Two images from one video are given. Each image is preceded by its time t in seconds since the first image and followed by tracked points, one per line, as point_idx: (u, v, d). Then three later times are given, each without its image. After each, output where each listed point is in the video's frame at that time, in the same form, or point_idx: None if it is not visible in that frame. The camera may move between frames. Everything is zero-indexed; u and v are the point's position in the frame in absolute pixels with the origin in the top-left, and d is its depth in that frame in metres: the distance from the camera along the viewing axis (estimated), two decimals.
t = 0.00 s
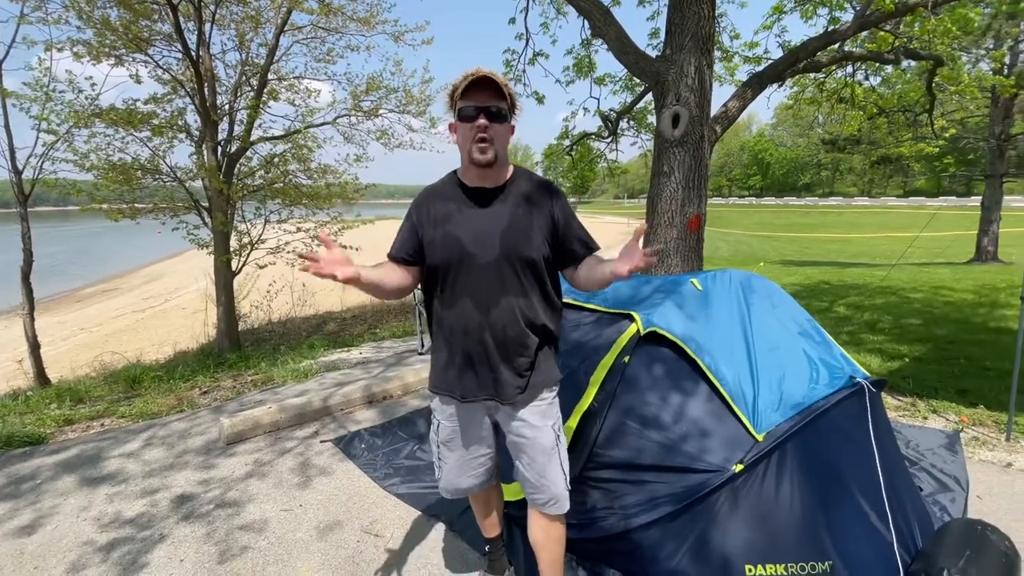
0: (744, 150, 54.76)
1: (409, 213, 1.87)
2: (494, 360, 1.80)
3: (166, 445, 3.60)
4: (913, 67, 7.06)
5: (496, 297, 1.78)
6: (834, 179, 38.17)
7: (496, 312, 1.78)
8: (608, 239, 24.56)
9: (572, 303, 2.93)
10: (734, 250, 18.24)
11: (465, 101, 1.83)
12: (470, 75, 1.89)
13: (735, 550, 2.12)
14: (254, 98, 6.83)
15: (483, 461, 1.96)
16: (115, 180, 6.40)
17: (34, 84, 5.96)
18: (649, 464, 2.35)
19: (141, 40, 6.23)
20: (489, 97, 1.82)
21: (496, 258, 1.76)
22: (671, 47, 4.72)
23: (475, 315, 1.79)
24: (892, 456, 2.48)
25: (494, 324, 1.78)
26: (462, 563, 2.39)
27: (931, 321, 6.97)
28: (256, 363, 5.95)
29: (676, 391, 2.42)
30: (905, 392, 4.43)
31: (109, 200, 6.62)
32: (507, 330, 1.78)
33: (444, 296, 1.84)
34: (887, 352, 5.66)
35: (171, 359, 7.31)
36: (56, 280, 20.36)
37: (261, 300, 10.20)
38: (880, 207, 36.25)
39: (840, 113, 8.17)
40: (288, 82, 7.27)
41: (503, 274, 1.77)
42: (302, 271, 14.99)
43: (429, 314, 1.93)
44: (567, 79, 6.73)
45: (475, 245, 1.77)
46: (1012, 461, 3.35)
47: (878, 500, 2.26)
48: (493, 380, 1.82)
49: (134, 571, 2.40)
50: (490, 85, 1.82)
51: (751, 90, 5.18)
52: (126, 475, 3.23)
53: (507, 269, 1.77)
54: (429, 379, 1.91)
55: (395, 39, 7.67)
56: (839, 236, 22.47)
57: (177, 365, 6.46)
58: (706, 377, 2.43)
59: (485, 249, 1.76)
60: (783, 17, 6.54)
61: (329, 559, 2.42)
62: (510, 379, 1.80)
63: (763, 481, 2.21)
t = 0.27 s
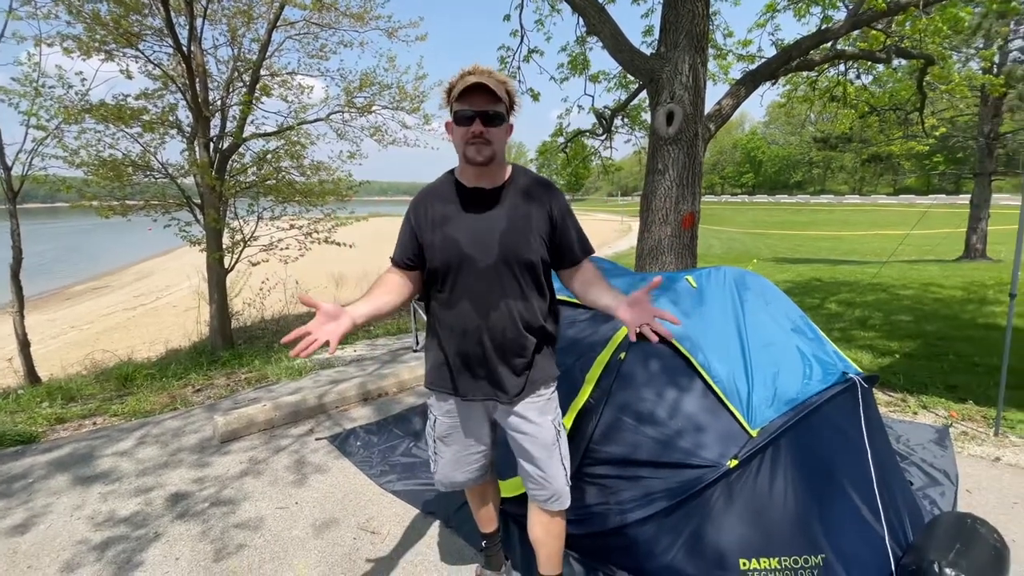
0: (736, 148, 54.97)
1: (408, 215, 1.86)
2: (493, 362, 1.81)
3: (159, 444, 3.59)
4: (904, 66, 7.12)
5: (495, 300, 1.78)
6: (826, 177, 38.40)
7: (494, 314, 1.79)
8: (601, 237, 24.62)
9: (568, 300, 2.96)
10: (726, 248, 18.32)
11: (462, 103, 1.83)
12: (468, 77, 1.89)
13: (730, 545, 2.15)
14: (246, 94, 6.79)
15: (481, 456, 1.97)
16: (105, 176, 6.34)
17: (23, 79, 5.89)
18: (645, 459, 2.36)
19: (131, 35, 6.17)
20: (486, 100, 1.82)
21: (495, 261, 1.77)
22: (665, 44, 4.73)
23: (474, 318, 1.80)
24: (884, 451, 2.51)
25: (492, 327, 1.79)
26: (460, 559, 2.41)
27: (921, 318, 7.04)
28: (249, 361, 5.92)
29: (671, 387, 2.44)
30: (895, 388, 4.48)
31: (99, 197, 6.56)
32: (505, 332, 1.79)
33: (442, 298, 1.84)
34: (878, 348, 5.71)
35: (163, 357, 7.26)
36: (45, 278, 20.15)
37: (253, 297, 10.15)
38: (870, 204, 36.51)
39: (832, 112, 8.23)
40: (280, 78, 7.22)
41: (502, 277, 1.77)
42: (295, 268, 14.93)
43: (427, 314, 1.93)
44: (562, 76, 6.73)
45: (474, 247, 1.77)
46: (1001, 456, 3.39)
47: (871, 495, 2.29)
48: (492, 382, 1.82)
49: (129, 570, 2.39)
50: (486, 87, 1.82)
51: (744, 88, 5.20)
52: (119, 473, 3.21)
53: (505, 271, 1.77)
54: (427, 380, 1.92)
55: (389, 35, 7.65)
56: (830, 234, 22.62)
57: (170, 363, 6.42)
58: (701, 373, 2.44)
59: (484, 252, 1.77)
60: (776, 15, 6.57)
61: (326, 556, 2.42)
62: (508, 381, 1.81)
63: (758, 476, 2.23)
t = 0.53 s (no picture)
0: (732, 147, 55.11)
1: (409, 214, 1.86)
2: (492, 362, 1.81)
3: (155, 442, 3.57)
4: (899, 66, 7.15)
5: (495, 299, 1.78)
6: (820, 175, 38.55)
7: (494, 314, 1.79)
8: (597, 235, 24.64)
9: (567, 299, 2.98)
10: (722, 246, 18.36)
11: (464, 103, 1.83)
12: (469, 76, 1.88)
13: (725, 542, 2.17)
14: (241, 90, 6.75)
15: (479, 455, 1.97)
16: (98, 173, 6.29)
17: (14, 74, 5.83)
18: (642, 457, 2.38)
19: (124, 30, 6.12)
20: (488, 100, 1.82)
21: (496, 261, 1.77)
22: (663, 43, 4.73)
23: (474, 317, 1.80)
24: (877, 448, 2.53)
25: (492, 326, 1.79)
26: (458, 556, 2.41)
27: (914, 316, 7.09)
28: (245, 359, 5.90)
29: (668, 385, 2.45)
30: (889, 386, 4.51)
31: (92, 193, 6.52)
32: (505, 331, 1.79)
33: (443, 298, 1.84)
34: (871, 346, 5.75)
35: (158, 355, 7.22)
36: (38, 275, 19.99)
37: (248, 295, 10.10)
38: (864, 203, 36.68)
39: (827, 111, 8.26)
40: (276, 74, 7.19)
41: (502, 276, 1.78)
42: (290, 266, 14.88)
43: (427, 313, 1.93)
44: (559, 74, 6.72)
45: (475, 246, 1.77)
46: (992, 452, 3.43)
47: (864, 492, 2.30)
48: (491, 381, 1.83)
49: (126, 568, 2.38)
50: (488, 88, 1.82)
51: (741, 87, 5.22)
52: (115, 472, 3.20)
53: (506, 270, 1.77)
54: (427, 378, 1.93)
55: (384, 32, 7.62)
56: (825, 232, 22.73)
57: (164, 361, 6.38)
58: (698, 371, 2.44)
59: (484, 251, 1.77)
60: (772, 14, 6.58)
61: (323, 554, 2.42)
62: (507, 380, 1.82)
63: (753, 474, 2.24)
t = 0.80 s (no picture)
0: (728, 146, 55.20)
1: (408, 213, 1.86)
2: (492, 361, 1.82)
3: (151, 441, 3.56)
4: (895, 66, 7.17)
5: (495, 298, 1.79)
6: (816, 175, 38.66)
7: (494, 313, 1.79)
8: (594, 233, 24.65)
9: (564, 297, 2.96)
10: (718, 245, 18.39)
11: (457, 103, 1.83)
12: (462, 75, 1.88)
13: (722, 540, 2.18)
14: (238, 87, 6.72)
15: (478, 452, 1.97)
16: (93, 170, 6.26)
17: (8, 70, 5.80)
18: (639, 455, 2.38)
19: (119, 26, 6.09)
20: (481, 97, 1.81)
21: (495, 260, 1.77)
22: (660, 42, 4.74)
23: (473, 316, 1.80)
24: (873, 446, 2.54)
25: (492, 325, 1.79)
26: (456, 554, 2.41)
27: (909, 315, 7.12)
28: (241, 357, 5.89)
29: (666, 384, 2.46)
30: (884, 384, 4.53)
31: (87, 190, 6.49)
32: (505, 330, 1.80)
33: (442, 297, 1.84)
34: (867, 345, 5.77)
35: (153, 353, 7.20)
36: (32, 273, 19.88)
37: (245, 293, 10.07)
38: (860, 203, 36.80)
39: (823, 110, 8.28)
40: (272, 71, 7.16)
41: (502, 276, 1.77)
42: (287, 264, 14.84)
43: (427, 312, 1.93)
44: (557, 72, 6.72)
45: (475, 245, 1.77)
46: (987, 450, 3.45)
47: (860, 490, 2.32)
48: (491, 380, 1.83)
49: (122, 567, 2.37)
50: (481, 85, 1.81)
51: (738, 86, 5.22)
52: (111, 470, 3.19)
53: (506, 269, 1.77)
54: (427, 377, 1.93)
55: (382, 29, 7.60)
56: (821, 231, 22.80)
57: (160, 360, 6.36)
58: (696, 370, 2.45)
59: (484, 250, 1.77)
60: (770, 14, 6.59)
61: (321, 552, 2.42)
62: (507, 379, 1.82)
63: (749, 472, 2.25)
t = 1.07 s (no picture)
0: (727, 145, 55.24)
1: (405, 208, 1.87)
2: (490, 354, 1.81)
3: (149, 439, 3.55)
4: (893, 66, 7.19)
5: (492, 291, 1.78)
6: (815, 175, 38.71)
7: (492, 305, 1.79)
8: (592, 233, 24.65)
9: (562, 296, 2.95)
10: (716, 245, 18.42)
11: (451, 103, 1.84)
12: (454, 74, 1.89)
13: (719, 538, 2.19)
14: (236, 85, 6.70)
15: (476, 451, 1.98)
16: (91, 168, 6.24)
17: (5, 67, 5.77)
18: (638, 454, 2.39)
19: (117, 23, 6.07)
20: (474, 94, 1.82)
21: (493, 252, 1.77)
22: (659, 42, 4.74)
23: (471, 308, 1.80)
24: (870, 445, 2.54)
25: (491, 318, 1.79)
26: (453, 553, 2.41)
27: (906, 315, 7.14)
28: (239, 356, 5.88)
29: (664, 382, 2.46)
30: (881, 384, 4.54)
31: (84, 188, 6.48)
32: (504, 322, 1.79)
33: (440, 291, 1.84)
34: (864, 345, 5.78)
35: (151, 352, 7.18)
36: (29, 271, 19.81)
37: (242, 292, 10.05)
38: (857, 203, 36.86)
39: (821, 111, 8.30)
40: (271, 69, 7.15)
41: (500, 268, 1.77)
42: (285, 263, 14.81)
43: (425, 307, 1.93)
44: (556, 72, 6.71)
45: (472, 239, 1.77)
46: (983, 450, 3.46)
47: (857, 489, 2.32)
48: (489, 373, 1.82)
49: (120, 565, 2.37)
50: (472, 82, 1.82)
51: (736, 86, 5.23)
52: (108, 469, 3.18)
53: (504, 262, 1.77)
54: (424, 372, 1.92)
55: (381, 28, 7.59)
56: (819, 231, 22.83)
57: (157, 358, 6.35)
58: (694, 369, 2.45)
59: (481, 242, 1.77)
60: (768, 14, 6.60)
61: (319, 550, 2.42)
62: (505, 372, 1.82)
63: (747, 471, 2.26)
